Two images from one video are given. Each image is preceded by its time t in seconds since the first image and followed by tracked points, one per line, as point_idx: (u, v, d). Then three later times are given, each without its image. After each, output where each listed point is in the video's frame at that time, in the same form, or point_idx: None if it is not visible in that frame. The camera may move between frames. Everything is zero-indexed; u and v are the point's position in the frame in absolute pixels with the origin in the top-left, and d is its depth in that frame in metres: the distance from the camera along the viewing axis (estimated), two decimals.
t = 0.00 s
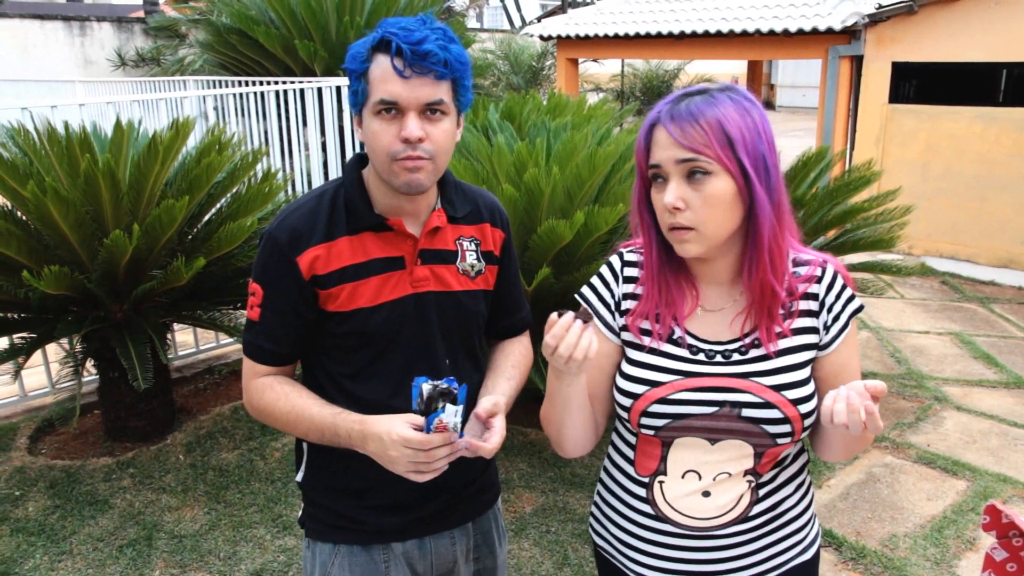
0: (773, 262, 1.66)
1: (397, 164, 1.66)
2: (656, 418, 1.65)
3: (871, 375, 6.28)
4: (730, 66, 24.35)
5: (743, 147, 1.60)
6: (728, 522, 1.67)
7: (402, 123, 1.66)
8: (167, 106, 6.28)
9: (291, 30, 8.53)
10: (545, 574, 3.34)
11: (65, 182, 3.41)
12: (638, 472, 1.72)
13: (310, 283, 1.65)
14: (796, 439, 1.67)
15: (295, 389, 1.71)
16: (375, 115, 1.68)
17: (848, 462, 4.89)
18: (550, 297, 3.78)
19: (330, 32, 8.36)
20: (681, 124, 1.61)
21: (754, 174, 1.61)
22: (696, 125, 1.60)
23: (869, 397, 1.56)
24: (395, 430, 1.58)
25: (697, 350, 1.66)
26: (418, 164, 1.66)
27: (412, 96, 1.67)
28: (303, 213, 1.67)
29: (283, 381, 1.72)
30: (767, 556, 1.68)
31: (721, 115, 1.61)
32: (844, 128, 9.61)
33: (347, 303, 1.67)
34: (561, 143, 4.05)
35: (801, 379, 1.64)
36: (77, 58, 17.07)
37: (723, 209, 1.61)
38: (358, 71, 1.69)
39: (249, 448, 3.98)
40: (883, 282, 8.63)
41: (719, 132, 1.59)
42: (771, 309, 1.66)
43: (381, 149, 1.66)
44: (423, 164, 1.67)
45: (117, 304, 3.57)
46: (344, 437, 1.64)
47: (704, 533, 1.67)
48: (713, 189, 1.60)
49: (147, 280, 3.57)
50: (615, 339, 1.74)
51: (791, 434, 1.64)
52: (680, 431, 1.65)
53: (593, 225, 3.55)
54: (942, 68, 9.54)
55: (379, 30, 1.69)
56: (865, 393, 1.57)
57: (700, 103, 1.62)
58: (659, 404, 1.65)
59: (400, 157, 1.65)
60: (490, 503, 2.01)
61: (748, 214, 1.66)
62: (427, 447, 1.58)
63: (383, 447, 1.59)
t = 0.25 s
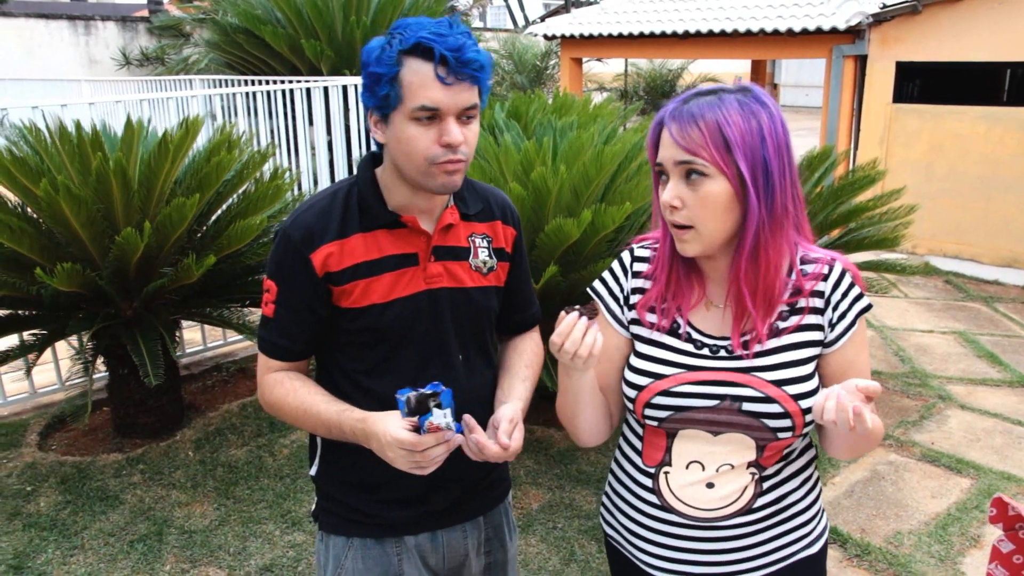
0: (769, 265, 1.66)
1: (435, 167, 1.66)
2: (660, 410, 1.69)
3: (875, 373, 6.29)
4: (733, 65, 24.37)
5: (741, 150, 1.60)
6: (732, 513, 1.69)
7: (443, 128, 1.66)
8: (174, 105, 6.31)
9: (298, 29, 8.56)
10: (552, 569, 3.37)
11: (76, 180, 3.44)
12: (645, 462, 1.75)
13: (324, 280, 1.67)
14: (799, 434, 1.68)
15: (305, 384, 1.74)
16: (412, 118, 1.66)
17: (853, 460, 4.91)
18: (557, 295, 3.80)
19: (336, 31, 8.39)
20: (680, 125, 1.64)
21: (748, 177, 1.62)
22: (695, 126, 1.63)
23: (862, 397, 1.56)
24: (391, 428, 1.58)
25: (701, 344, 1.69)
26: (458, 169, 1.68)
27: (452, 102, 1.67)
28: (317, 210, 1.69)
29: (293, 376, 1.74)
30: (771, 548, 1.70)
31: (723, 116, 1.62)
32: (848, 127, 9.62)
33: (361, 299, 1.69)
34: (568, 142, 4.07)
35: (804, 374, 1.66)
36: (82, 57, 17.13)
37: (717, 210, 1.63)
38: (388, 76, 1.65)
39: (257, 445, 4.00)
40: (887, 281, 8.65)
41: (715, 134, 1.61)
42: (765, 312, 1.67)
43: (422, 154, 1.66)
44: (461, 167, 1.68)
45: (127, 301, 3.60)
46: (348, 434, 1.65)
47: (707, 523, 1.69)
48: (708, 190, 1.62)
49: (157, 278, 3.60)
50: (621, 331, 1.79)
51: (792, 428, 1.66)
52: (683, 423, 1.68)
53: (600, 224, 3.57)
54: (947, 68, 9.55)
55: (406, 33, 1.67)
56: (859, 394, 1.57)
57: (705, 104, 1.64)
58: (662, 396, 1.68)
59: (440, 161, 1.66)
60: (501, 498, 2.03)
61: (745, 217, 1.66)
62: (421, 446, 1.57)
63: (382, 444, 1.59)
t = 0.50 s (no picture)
0: (777, 264, 1.67)
1: (475, 169, 1.68)
2: (669, 404, 1.71)
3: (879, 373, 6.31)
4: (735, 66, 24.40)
5: (753, 151, 1.62)
6: (741, 508, 1.70)
7: (484, 130, 1.68)
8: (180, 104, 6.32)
9: (303, 28, 8.58)
10: (559, 567, 3.39)
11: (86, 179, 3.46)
12: (657, 457, 1.77)
13: (340, 280, 1.68)
14: (807, 430, 1.68)
15: (317, 383, 1.74)
16: (453, 122, 1.66)
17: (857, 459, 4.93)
18: (564, 294, 3.81)
19: (342, 30, 8.40)
20: (692, 124, 1.65)
21: (760, 177, 1.63)
22: (708, 126, 1.64)
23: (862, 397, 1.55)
24: (392, 436, 1.55)
25: (712, 340, 1.71)
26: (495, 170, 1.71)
27: (494, 105, 1.69)
28: (333, 209, 1.70)
29: (306, 374, 1.74)
30: (779, 543, 1.71)
31: (736, 117, 1.64)
32: (851, 127, 9.64)
33: (376, 297, 1.70)
34: (575, 142, 4.08)
35: (813, 371, 1.66)
36: (85, 56, 17.16)
37: (728, 210, 1.65)
38: (428, 79, 1.64)
39: (266, 443, 4.02)
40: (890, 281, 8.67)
41: (728, 134, 1.63)
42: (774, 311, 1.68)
43: (464, 156, 1.67)
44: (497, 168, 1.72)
45: (136, 299, 3.62)
46: (357, 436, 1.64)
47: (716, 517, 1.71)
48: (720, 190, 1.64)
49: (167, 276, 3.62)
50: (636, 326, 1.81)
51: (800, 424, 1.66)
52: (692, 417, 1.70)
53: (608, 223, 3.59)
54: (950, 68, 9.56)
55: (445, 35, 1.66)
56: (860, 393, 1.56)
57: (717, 104, 1.65)
58: (672, 390, 1.70)
59: (481, 163, 1.68)
60: (514, 493, 2.04)
61: (753, 217, 1.67)
62: (420, 455, 1.54)
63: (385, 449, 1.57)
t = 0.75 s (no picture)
0: (795, 264, 1.68)
1: (490, 171, 1.69)
2: (686, 401, 1.72)
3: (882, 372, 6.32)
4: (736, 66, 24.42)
5: (767, 156, 1.63)
6: (758, 503, 1.71)
7: (502, 133, 1.69)
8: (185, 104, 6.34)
9: (306, 28, 8.59)
10: (566, 565, 3.40)
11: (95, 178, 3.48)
12: (672, 453, 1.78)
13: (356, 279, 1.69)
14: (823, 426, 1.70)
15: (335, 382, 1.75)
16: (471, 124, 1.67)
17: (861, 457, 4.94)
18: (571, 293, 3.83)
19: (346, 30, 8.41)
20: (704, 134, 1.66)
21: (775, 181, 1.65)
22: (720, 135, 1.65)
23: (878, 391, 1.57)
24: (422, 430, 1.58)
25: (727, 338, 1.72)
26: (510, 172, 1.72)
27: (512, 108, 1.70)
28: (349, 208, 1.71)
29: (324, 373, 1.76)
30: (795, 537, 1.73)
31: (747, 123, 1.65)
32: (853, 127, 9.65)
33: (392, 296, 1.72)
34: (581, 142, 4.10)
35: (828, 367, 1.68)
36: (86, 56, 17.17)
37: (744, 216, 1.66)
38: (448, 81, 1.65)
39: (273, 441, 4.04)
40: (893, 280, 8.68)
41: (741, 142, 1.64)
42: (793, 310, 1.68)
43: (480, 159, 1.68)
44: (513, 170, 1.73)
45: (145, 299, 3.63)
46: (378, 434, 1.66)
47: (732, 513, 1.72)
48: (736, 198, 1.65)
49: (175, 275, 3.63)
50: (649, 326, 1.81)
51: (816, 420, 1.67)
52: (709, 415, 1.71)
53: (615, 222, 3.60)
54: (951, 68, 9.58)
55: (466, 37, 1.67)
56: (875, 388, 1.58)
57: (727, 112, 1.66)
58: (688, 388, 1.71)
59: (496, 165, 1.69)
60: (526, 491, 2.06)
61: (770, 221, 1.69)
62: (452, 448, 1.56)
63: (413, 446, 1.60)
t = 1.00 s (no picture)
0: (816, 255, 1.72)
1: (504, 170, 1.70)
2: (700, 402, 1.72)
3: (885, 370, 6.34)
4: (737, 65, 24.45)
5: (802, 149, 1.68)
6: (773, 498, 1.73)
7: (517, 133, 1.70)
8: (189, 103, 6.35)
9: (310, 27, 8.60)
10: (573, 562, 3.41)
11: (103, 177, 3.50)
12: (686, 451, 1.78)
13: (369, 276, 1.70)
14: (835, 419, 1.72)
15: (351, 378, 1.76)
16: (486, 123, 1.68)
17: (865, 455, 4.96)
18: (577, 291, 3.84)
19: (349, 29, 8.42)
20: (749, 122, 1.66)
21: (809, 174, 1.69)
22: (764, 124, 1.66)
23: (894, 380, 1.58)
24: (446, 428, 1.61)
25: (737, 336, 1.72)
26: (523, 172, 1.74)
27: (526, 108, 1.72)
28: (364, 207, 1.72)
29: (339, 370, 1.76)
30: (810, 532, 1.74)
31: (784, 115, 1.68)
32: (854, 126, 9.66)
33: (405, 293, 1.72)
34: (587, 141, 4.11)
35: (839, 361, 1.69)
36: (87, 55, 17.18)
37: (776, 207, 1.68)
38: (464, 80, 1.67)
39: (280, 439, 4.05)
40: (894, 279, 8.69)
41: (783, 133, 1.66)
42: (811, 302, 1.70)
43: (495, 157, 1.69)
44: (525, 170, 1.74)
45: (152, 297, 3.65)
46: (396, 432, 1.67)
47: (748, 508, 1.73)
48: (773, 187, 1.67)
49: (184, 274, 3.66)
50: (659, 329, 1.80)
51: (829, 413, 1.69)
52: (723, 413, 1.71)
53: (621, 221, 3.61)
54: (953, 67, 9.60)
55: (483, 38, 1.69)
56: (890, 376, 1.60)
57: (764, 103, 1.68)
58: (701, 388, 1.71)
59: (510, 164, 1.70)
60: (538, 488, 2.04)
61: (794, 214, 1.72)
62: (479, 446, 1.60)
63: (434, 442, 1.62)
